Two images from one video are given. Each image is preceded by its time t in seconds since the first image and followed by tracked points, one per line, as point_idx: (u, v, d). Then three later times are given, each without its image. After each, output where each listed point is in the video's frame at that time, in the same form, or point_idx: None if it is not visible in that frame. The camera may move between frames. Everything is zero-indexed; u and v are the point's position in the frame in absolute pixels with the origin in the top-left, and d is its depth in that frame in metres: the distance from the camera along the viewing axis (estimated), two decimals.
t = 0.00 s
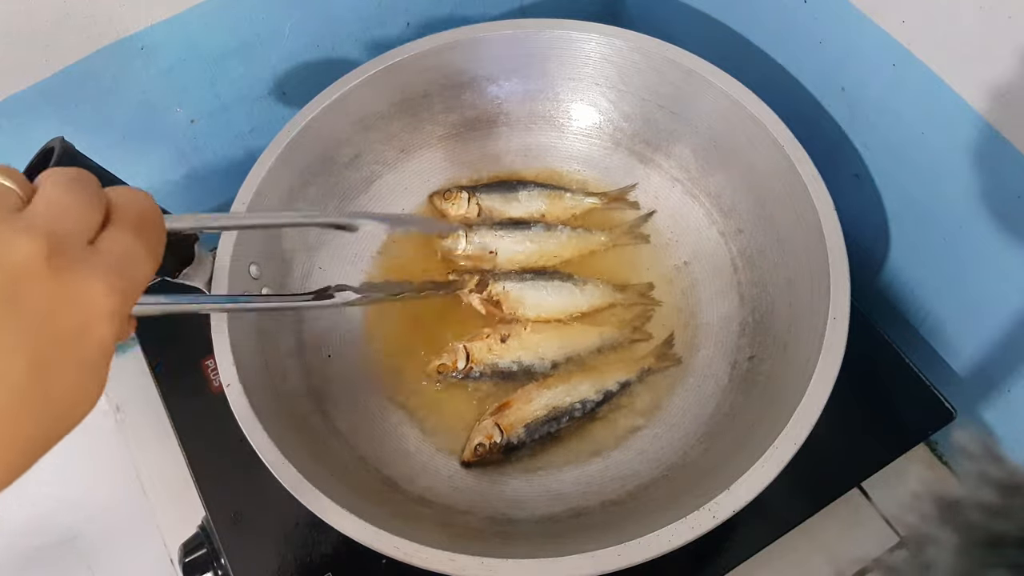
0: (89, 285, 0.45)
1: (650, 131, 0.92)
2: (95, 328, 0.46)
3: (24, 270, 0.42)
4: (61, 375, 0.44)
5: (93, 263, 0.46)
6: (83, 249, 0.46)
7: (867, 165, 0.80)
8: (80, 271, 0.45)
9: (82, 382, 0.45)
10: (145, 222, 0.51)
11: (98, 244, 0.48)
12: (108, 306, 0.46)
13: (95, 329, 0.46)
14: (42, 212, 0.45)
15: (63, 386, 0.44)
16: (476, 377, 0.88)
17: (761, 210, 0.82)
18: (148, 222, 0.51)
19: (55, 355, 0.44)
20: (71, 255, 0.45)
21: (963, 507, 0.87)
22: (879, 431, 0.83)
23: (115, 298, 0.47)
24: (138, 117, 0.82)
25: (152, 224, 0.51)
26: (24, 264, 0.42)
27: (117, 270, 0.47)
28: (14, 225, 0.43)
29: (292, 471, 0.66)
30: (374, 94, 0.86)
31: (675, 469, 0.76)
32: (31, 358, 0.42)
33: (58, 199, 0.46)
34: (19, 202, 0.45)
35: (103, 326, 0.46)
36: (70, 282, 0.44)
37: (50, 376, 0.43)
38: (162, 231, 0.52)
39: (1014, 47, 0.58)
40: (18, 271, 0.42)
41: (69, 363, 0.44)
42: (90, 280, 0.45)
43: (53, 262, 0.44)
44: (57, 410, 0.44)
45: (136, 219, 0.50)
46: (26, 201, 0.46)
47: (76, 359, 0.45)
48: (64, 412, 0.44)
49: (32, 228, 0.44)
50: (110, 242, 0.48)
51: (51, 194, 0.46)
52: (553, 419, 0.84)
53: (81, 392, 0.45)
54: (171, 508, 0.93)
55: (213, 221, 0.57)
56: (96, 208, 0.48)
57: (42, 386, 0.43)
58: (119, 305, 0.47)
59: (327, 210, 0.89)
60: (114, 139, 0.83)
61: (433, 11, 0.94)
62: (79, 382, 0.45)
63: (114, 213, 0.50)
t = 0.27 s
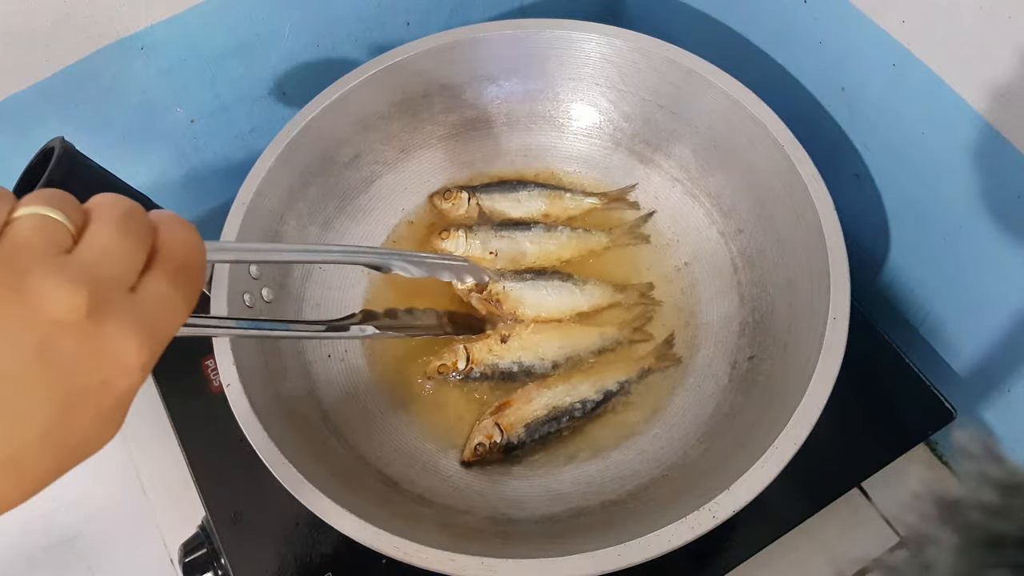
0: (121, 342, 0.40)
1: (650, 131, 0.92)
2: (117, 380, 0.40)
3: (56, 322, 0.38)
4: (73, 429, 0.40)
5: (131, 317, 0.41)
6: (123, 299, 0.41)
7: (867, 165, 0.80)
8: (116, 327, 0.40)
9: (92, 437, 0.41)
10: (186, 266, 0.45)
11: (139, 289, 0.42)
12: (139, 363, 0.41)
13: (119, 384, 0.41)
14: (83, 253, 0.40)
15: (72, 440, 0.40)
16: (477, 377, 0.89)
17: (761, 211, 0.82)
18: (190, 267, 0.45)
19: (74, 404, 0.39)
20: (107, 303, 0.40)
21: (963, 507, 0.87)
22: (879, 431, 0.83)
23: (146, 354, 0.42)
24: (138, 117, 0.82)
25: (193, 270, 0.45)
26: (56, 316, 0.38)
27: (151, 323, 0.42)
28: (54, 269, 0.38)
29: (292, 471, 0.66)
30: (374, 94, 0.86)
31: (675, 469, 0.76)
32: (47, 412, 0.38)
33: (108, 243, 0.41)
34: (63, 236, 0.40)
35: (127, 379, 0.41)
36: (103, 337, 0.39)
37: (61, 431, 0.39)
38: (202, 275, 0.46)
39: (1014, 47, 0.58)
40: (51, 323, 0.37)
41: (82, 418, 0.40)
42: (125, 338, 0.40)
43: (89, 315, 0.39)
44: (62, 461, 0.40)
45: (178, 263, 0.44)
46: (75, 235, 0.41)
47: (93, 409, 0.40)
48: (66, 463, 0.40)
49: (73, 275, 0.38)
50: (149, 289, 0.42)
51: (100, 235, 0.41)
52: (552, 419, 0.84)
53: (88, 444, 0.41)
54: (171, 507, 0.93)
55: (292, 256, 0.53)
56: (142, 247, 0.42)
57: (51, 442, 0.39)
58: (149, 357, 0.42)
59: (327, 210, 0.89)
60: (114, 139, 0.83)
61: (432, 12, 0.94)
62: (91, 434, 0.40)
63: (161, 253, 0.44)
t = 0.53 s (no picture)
0: (146, 356, 0.40)
1: (650, 131, 0.92)
2: (140, 395, 0.40)
3: (83, 338, 0.38)
4: (96, 440, 0.39)
5: (155, 332, 0.40)
6: (148, 313, 0.41)
7: (867, 165, 0.80)
8: (141, 342, 0.40)
9: (116, 447, 0.41)
10: (205, 279, 0.45)
11: (162, 303, 0.42)
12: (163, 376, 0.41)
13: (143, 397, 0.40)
14: (108, 270, 0.40)
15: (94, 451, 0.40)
16: (474, 377, 0.89)
17: (761, 211, 0.82)
18: (209, 280, 0.45)
19: (98, 417, 0.39)
20: (131, 319, 0.40)
21: (963, 507, 0.87)
22: (879, 431, 0.83)
23: (169, 367, 0.41)
24: (138, 117, 0.82)
25: (212, 283, 0.45)
26: (83, 331, 0.37)
27: (174, 337, 0.42)
28: (81, 287, 0.38)
29: (292, 471, 0.67)
30: (374, 94, 0.86)
31: (675, 469, 0.76)
32: (72, 423, 0.38)
33: (133, 259, 0.41)
34: (89, 253, 0.40)
35: (151, 393, 0.41)
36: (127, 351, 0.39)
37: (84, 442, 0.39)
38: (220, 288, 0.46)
39: (1014, 47, 0.58)
40: (78, 342, 0.37)
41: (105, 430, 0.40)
42: (148, 352, 0.40)
43: (115, 331, 0.39)
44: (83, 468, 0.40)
45: (198, 276, 0.44)
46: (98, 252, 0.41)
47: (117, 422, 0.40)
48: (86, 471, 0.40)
49: (99, 292, 0.38)
50: (172, 303, 0.42)
51: (126, 252, 0.41)
52: (552, 419, 0.85)
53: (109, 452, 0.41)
54: (171, 507, 0.93)
55: (308, 263, 0.53)
56: (165, 261, 0.42)
57: (75, 453, 0.39)
58: (172, 370, 0.42)
59: (327, 210, 0.89)
60: (114, 139, 0.83)
61: (432, 12, 0.94)
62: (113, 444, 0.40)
63: (182, 265, 0.44)
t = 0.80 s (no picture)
0: (108, 310, 0.42)
1: (650, 131, 0.92)
2: (103, 348, 0.42)
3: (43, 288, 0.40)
4: (61, 390, 0.41)
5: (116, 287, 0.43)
6: (109, 271, 0.43)
7: (867, 165, 0.80)
8: (102, 293, 0.42)
9: (83, 407, 0.42)
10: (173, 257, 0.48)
11: (123, 266, 0.45)
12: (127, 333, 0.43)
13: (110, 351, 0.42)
14: (71, 233, 0.43)
15: (63, 407, 0.41)
16: (470, 377, 0.88)
17: (761, 211, 0.82)
18: (178, 259, 0.48)
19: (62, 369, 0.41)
20: (91, 274, 0.42)
21: (963, 507, 0.87)
22: (879, 431, 0.83)
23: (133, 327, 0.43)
24: (138, 117, 0.82)
25: (176, 259, 0.48)
26: (40, 281, 0.40)
27: (138, 298, 0.44)
28: (46, 240, 0.41)
29: (292, 471, 0.66)
30: (374, 94, 0.86)
31: (675, 469, 0.76)
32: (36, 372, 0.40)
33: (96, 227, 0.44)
34: (53, 219, 0.43)
35: (113, 347, 0.42)
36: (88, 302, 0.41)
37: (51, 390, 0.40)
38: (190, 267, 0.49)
39: (1014, 47, 0.58)
40: (36, 287, 0.40)
41: (75, 380, 0.41)
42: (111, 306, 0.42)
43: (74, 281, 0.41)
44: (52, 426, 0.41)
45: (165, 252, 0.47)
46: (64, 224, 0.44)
47: (84, 375, 0.42)
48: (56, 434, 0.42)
49: (60, 246, 0.41)
50: (134, 268, 0.45)
51: (89, 222, 0.44)
52: (552, 419, 0.85)
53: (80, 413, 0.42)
54: (171, 507, 0.93)
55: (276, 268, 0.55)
56: (130, 234, 0.46)
57: (38, 400, 0.40)
58: (135, 328, 0.44)
59: (327, 210, 0.89)
60: (114, 139, 0.83)
61: (432, 12, 0.94)
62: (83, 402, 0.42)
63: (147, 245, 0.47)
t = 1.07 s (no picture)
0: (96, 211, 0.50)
1: (650, 131, 0.92)
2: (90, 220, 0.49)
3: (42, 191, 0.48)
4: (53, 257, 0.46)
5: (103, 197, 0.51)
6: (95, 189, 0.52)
7: (867, 165, 0.80)
8: (83, 180, 0.50)
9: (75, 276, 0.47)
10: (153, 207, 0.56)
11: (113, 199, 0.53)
12: (113, 233, 0.50)
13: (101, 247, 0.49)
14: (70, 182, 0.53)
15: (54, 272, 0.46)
16: (477, 397, 0.87)
17: (761, 211, 0.82)
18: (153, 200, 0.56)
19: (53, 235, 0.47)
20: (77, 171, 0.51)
21: (963, 507, 0.87)
22: (879, 431, 0.83)
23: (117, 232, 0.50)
24: (137, 118, 0.82)
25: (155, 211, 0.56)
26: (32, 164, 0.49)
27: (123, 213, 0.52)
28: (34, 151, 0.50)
29: (292, 470, 0.67)
30: (374, 94, 0.86)
31: (675, 469, 0.76)
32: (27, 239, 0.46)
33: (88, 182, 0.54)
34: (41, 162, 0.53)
35: (98, 220, 0.49)
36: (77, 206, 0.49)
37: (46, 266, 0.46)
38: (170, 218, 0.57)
39: (1014, 47, 0.58)
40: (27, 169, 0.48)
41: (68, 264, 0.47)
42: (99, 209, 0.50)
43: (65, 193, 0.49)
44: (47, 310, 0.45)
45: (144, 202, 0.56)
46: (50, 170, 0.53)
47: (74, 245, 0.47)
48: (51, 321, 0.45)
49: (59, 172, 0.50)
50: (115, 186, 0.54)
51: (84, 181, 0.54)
52: (554, 433, 0.83)
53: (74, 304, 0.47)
54: (171, 507, 0.93)
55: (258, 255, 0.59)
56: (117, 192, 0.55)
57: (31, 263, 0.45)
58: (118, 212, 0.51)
59: (327, 209, 0.88)
60: (114, 139, 0.83)
61: (432, 12, 0.94)
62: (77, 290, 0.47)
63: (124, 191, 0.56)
